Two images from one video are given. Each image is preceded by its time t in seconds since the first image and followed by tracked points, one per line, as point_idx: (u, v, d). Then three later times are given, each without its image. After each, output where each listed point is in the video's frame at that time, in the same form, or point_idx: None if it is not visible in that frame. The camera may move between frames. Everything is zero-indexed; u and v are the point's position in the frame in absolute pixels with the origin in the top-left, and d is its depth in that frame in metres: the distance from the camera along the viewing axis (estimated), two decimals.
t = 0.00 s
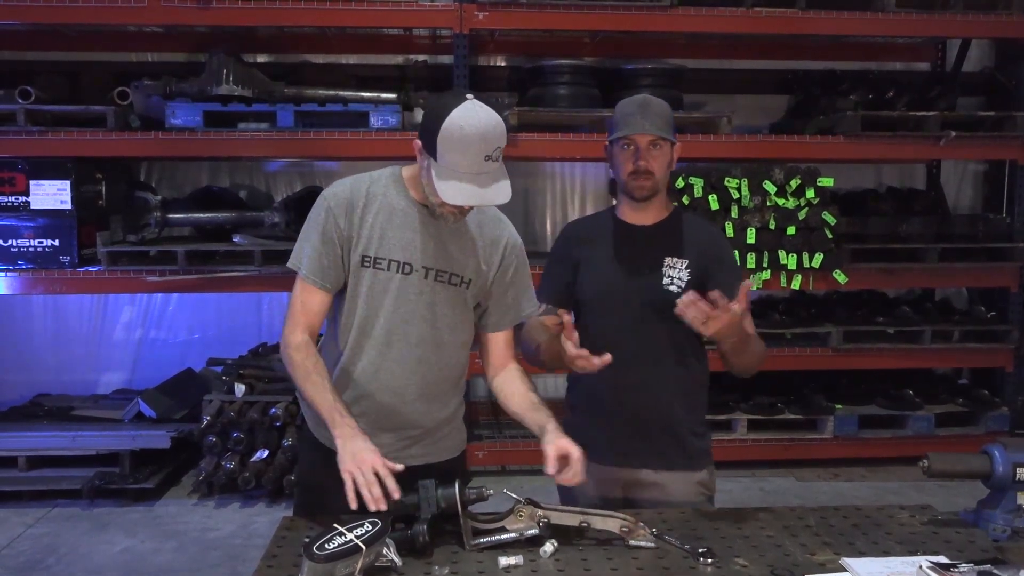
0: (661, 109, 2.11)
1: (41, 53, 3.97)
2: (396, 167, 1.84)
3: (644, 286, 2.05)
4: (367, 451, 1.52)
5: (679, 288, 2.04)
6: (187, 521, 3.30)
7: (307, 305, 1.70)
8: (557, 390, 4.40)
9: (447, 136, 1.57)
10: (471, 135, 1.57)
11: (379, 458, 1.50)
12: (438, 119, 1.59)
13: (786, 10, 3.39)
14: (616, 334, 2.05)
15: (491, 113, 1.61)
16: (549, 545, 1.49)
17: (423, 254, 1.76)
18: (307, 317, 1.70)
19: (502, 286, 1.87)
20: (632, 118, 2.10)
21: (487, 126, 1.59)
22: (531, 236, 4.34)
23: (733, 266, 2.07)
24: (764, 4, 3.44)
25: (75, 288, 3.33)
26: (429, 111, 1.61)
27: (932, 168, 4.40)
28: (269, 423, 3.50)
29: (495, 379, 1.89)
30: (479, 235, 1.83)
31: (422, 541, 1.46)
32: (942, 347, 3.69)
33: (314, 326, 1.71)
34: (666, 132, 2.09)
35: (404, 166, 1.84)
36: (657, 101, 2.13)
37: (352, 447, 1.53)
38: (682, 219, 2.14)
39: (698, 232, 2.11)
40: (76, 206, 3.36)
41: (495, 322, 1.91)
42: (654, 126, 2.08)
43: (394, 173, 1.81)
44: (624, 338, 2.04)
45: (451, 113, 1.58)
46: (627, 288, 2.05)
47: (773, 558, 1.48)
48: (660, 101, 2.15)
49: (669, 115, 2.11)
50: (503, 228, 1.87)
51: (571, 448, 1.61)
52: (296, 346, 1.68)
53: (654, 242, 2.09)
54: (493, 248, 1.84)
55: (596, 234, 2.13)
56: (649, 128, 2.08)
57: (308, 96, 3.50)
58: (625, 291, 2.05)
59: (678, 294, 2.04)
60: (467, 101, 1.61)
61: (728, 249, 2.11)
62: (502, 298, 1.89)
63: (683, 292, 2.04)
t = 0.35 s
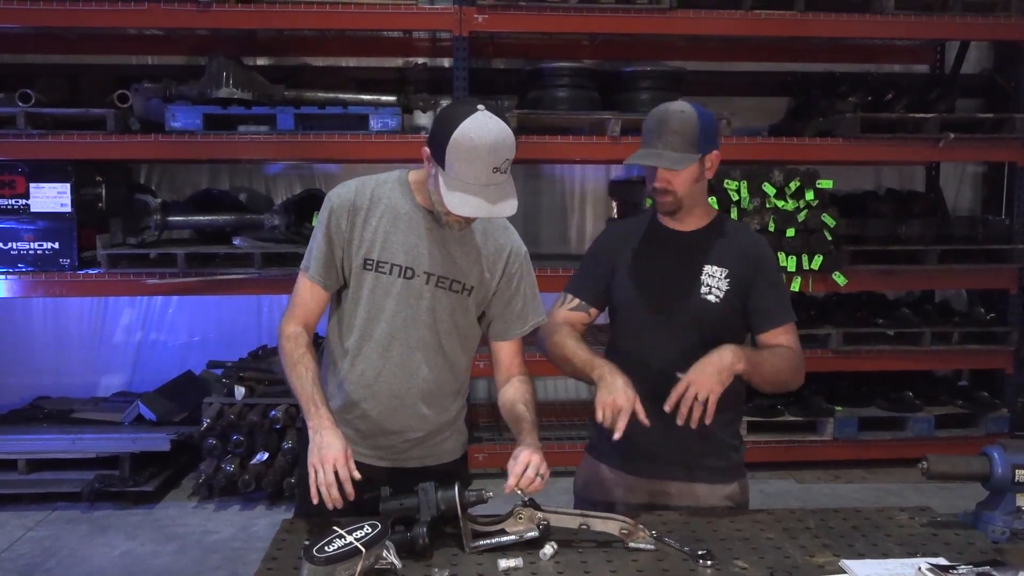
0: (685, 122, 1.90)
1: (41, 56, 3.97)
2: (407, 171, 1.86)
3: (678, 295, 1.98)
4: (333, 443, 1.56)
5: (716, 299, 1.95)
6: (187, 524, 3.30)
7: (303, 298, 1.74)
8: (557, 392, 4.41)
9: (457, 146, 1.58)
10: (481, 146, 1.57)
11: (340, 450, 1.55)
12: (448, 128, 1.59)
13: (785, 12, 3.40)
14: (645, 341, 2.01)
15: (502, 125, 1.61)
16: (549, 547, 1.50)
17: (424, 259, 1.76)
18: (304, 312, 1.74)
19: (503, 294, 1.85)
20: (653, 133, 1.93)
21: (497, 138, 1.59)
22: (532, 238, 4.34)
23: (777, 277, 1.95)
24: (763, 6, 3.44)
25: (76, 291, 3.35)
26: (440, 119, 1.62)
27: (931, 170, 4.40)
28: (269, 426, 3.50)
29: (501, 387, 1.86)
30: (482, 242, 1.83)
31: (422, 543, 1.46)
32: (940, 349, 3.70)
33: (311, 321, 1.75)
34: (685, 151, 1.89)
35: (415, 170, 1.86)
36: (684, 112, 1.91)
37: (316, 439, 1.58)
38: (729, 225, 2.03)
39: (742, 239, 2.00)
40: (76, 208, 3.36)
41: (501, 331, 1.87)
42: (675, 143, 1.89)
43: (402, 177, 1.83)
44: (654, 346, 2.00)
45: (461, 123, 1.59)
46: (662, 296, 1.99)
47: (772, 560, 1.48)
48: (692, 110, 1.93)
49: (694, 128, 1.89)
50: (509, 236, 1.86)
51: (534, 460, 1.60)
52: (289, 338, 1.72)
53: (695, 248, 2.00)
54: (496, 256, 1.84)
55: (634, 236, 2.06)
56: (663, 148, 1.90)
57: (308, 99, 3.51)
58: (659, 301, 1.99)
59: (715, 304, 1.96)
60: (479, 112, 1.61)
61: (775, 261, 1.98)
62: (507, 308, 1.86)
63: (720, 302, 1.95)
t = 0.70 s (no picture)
0: (720, 131, 1.79)
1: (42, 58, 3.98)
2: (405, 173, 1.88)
3: (700, 304, 1.92)
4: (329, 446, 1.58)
5: (740, 311, 1.89)
6: (187, 526, 3.30)
7: (302, 300, 1.78)
8: (557, 395, 4.41)
9: (447, 147, 1.59)
10: (470, 147, 1.59)
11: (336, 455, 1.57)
12: (437, 130, 1.61)
13: (785, 15, 3.40)
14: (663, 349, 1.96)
15: (492, 126, 1.62)
16: (549, 549, 1.50)
17: (419, 258, 1.77)
18: (303, 314, 1.78)
19: (500, 294, 1.83)
20: (684, 142, 1.83)
21: (487, 138, 1.60)
22: (531, 241, 4.35)
23: (803, 291, 1.89)
24: (763, 9, 3.45)
25: (78, 293, 3.37)
26: (431, 120, 1.63)
27: (931, 173, 4.41)
28: (269, 428, 3.50)
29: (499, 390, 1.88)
30: (479, 242, 1.82)
31: (421, 545, 1.46)
32: (940, 352, 3.70)
33: (311, 323, 1.78)
34: (718, 161, 1.78)
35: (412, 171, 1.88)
36: (718, 120, 1.80)
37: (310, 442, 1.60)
38: (761, 230, 1.95)
39: (771, 249, 1.92)
40: (76, 211, 3.37)
41: (498, 332, 1.84)
42: (705, 154, 1.79)
43: (399, 179, 1.85)
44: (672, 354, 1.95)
45: (451, 123, 1.60)
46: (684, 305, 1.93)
47: (772, 562, 1.49)
48: (727, 117, 1.82)
49: (729, 137, 1.79)
50: (506, 237, 1.85)
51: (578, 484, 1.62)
52: (288, 339, 1.76)
53: (722, 256, 1.92)
54: (493, 256, 1.82)
55: (661, 240, 1.98)
56: (694, 158, 1.80)
57: (308, 102, 3.51)
58: (679, 309, 1.93)
59: (739, 317, 1.89)
60: (468, 113, 1.63)
61: (805, 273, 1.91)
62: (504, 310, 1.83)
63: (743, 315, 1.89)
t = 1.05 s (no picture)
0: (735, 140, 1.75)
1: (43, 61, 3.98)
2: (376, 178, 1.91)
3: (707, 310, 1.90)
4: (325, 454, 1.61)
5: (745, 318, 1.89)
6: (189, 528, 3.30)
7: (285, 313, 1.79)
8: (558, 397, 4.41)
9: (410, 138, 1.60)
10: (433, 138, 1.59)
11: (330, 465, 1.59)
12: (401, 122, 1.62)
13: (786, 17, 3.41)
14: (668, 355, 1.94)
15: (456, 116, 1.63)
16: (551, 551, 1.50)
17: (405, 256, 1.79)
18: (293, 325, 1.79)
19: (485, 283, 1.87)
20: (699, 151, 1.78)
21: (450, 128, 1.61)
22: (532, 244, 4.35)
23: (808, 294, 1.90)
24: (764, 11, 3.45)
25: (79, 295, 3.37)
26: (398, 113, 1.65)
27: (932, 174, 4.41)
28: (271, 429, 3.54)
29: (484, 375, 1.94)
30: (462, 235, 1.85)
31: (423, 547, 1.46)
32: (942, 353, 3.69)
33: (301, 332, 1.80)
34: (735, 172, 1.74)
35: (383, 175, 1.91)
36: (733, 129, 1.75)
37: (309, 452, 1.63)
38: (771, 235, 1.94)
39: (779, 254, 1.92)
40: (79, 213, 3.37)
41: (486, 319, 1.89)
42: (723, 165, 1.74)
43: (373, 183, 1.87)
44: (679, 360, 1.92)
45: (416, 115, 1.61)
46: (690, 311, 1.91)
47: (774, 564, 1.49)
48: (742, 123, 1.77)
49: (745, 146, 1.74)
50: (485, 228, 1.89)
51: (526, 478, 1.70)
52: (276, 352, 1.79)
53: (729, 261, 1.92)
54: (475, 248, 1.86)
55: (670, 245, 1.97)
56: (711, 169, 1.75)
57: (309, 104, 3.51)
58: (686, 315, 1.92)
59: (745, 323, 1.89)
60: (434, 104, 1.63)
61: (812, 278, 1.91)
62: (489, 298, 1.88)
63: (749, 321, 1.89)
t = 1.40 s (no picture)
0: (724, 142, 1.72)
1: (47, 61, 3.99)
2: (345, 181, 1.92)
3: (705, 314, 1.90)
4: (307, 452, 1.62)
5: (741, 322, 1.86)
6: (190, 528, 3.30)
7: (267, 324, 1.79)
8: (560, 398, 4.41)
9: (372, 132, 1.61)
10: (394, 130, 1.61)
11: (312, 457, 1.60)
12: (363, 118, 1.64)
13: (789, 20, 3.40)
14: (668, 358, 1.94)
15: (416, 110, 1.66)
16: (553, 553, 1.50)
17: (382, 254, 1.81)
18: (278, 338, 1.78)
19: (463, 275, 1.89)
20: (687, 153, 1.76)
21: (408, 119, 1.63)
22: (535, 246, 4.35)
23: (809, 297, 1.83)
24: (768, 14, 3.45)
25: (81, 294, 3.36)
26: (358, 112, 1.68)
27: (935, 178, 4.41)
28: (274, 430, 3.53)
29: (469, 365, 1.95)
30: (437, 228, 1.86)
31: (425, 548, 1.46)
32: (945, 357, 3.69)
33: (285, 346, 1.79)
34: (723, 174, 1.71)
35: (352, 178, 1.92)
36: (722, 131, 1.73)
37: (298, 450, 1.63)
38: (771, 238, 1.90)
39: (778, 256, 1.88)
40: (82, 213, 3.38)
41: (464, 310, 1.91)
42: (708, 166, 1.71)
43: (344, 187, 1.88)
44: (679, 363, 1.92)
45: (374, 110, 1.64)
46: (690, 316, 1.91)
47: (776, 567, 1.49)
48: (731, 126, 1.74)
49: (734, 148, 1.71)
50: (460, 219, 1.90)
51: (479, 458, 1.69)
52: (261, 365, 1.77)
53: (725, 265, 1.90)
54: (452, 241, 1.87)
55: (671, 248, 1.97)
56: (699, 172, 1.73)
57: (313, 105, 3.51)
58: (684, 320, 1.92)
59: (741, 327, 1.86)
60: (393, 100, 1.66)
61: (813, 280, 1.85)
62: (465, 288, 1.90)
63: (746, 326, 1.86)
